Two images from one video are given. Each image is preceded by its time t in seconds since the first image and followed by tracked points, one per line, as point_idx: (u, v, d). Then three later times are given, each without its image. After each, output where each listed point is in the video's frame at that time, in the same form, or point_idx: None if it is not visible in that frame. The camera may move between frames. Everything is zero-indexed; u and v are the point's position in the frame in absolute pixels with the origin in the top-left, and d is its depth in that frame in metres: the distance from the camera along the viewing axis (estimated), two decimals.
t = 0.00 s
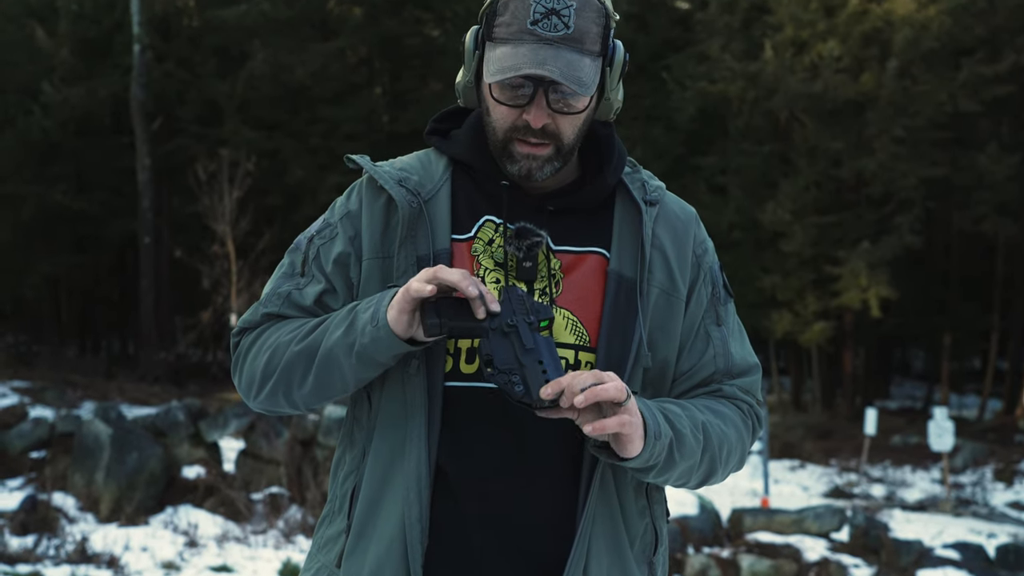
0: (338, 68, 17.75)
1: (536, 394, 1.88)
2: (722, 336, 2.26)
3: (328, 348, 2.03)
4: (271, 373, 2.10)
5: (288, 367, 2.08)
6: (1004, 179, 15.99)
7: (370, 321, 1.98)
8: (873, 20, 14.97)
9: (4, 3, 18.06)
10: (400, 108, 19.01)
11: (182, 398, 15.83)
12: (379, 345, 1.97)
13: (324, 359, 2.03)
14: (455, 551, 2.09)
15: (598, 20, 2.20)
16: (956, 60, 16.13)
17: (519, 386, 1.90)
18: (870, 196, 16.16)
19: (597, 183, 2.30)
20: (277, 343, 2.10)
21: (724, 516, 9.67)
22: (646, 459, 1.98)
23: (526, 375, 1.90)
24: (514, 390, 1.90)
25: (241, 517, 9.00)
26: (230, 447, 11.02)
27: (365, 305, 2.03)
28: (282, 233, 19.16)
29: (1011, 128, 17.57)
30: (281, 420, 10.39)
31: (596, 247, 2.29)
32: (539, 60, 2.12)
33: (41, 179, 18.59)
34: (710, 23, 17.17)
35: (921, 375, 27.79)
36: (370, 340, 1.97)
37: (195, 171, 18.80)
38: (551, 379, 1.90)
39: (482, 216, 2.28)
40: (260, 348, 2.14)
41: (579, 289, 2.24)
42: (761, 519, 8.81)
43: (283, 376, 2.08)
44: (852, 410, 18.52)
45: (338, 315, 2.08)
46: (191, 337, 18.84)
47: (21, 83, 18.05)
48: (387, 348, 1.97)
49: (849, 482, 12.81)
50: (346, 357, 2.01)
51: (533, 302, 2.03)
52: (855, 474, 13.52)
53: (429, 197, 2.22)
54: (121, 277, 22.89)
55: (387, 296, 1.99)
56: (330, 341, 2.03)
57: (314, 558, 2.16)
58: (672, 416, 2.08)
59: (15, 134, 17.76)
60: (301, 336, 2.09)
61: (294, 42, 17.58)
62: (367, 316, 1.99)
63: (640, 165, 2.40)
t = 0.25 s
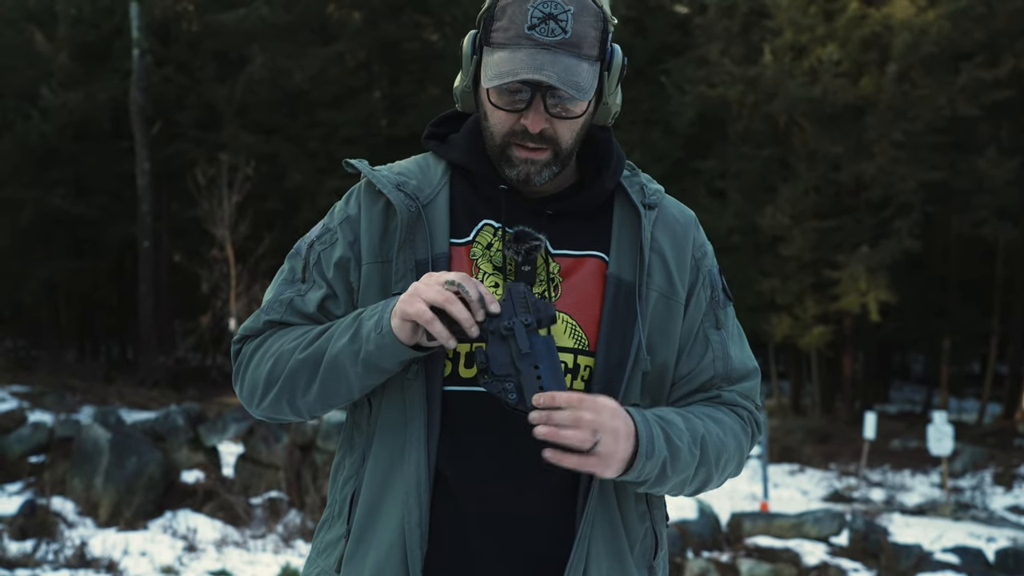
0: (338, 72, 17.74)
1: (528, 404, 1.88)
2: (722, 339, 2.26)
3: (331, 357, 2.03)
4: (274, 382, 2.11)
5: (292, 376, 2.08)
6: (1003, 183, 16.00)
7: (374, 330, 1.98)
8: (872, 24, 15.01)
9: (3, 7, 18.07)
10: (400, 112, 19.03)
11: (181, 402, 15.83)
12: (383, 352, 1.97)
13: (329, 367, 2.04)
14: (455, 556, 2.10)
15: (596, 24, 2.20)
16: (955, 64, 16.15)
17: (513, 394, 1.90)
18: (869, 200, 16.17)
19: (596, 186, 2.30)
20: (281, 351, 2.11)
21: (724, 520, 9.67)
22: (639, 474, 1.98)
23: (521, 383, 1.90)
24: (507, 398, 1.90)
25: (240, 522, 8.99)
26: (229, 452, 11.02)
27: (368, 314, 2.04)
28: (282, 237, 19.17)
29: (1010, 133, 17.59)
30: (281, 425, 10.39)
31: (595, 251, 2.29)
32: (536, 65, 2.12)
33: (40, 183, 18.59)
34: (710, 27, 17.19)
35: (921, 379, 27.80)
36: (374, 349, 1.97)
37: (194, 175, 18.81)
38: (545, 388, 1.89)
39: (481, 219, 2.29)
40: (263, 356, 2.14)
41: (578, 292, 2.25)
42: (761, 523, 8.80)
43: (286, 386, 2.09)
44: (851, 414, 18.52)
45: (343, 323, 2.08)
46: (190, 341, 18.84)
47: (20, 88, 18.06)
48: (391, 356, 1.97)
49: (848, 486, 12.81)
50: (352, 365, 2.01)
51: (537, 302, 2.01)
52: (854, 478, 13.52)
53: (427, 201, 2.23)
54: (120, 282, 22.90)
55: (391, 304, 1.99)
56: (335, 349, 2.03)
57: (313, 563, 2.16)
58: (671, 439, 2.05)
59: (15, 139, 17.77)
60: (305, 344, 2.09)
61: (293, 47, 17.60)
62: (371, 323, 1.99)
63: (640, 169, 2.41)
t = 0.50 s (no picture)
0: (336, 72, 17.74)
1: (506, 426, 1.87)
2: (716, 341, 2.25)
3: (332, 369, 2.03)
4: (275, 389, 2.11)
5: (291, 385, 2.08)
6: (1002, 182, 16.01)
7: (374, 344, 1.98)
8: (870, 24, 15.02)
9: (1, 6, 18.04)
10: (399, 112, 19.02)
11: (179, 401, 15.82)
12: (380, 366, 1.97)
13: (328, 379, 2.03)
14: (451, 557, 2.09)
15: (590, 18, 2.20)
16: (953, 64, 16.16)
17: (496, 417, 1.88)
18: (868, 199, 16.17)
19: (593, 184, 2.30)
20: (281, 360, 2.11)
21: (722, 520, 9.67)
22: (592, 490, 2.00)
23: (505, 407, 1.87)
24: (490, 421, 1.88)
25: (239, 521, 8.99)
26: (228, 452, 11.02)
27: (370, 326, 2.03)
28: (280, 237, 19.17)
29: (1009, 133, 17.60)
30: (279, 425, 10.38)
31: (593, 250, 2.29)
32: (532, 61, 2.11)
33: (38, 183, 18.57)
34: (708, 27, 17.20)
35: (919, 379, 27.82)
36: (373, 364, 1.97)
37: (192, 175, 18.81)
38: (528, 416, 1.84)
39: (478, 219, 2.29)
40: (264, 363, 2.14)
41: (575, 291, 2.25)
42: (759, 523, 8.79)
43: (287, 394, 2.09)
44: (850, 414, 18.52)
45: (343, 334, 2.07)
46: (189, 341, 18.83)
47: (18, 87, 18.04)
48: (389, 371, 1.97)
49: (847, 486, 12.81)
50: (350, 380, 2.01)
51: (536, 325, 1.94)
52: (853, 478, 13.52)
53: (424, 201, 2.22)
54: (119, 282, 22.88)
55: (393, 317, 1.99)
56: (333, 361, 2.02)
57: (310, 563, 2.16)
58: (635, 461, 2.02)
59: (13, 138, 17.74)
60: (306, 353, 2.08)
61: (292, 46, 17.61)
62: (370, 338, 1.99)
63: (638, 167, 2.40)
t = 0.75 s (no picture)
0: (337, 74, 17.75)
1: (509, 455, 1.84)
2: (715, 343, 2.25)
3: (346, 385, 2.04)
4: (288, 401, 2.11)
5: (304, 399, 2.08)
6: (1002, 184, 16.01)
7: (390, 365, 1.98)
8: (871, 26, 15.03)
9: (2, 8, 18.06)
10: (399, 114, 19.03)
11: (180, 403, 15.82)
12: (400, 387, 1.98)
13: (344, 395, 2.04)
14: (449, 560, 2.08)
15: (588, 22, 2.20)
16: (954, 65, 16.15)
17: (499, 446, 1.86)
18: (869, 201, 16.16)
19: (591, 186, 2.30)
20: (294, 372, 2.10)
21: (723, 522, 9.66)
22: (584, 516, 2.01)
23: (510, 437, 1.85)
24: (492, 449, 1.86)
25: (239, 523, 8.98)
26: (229, 454, 11.02)
27: (384, 344, 2.03)
28: (281, 239, 19.17)
29: (1010, 134, 17.59)
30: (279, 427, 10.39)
31: (591, 253, 2.29)
32: (530, 67, 2.11)
33: (39, 185, 18.59)
34: (709, 28, 17.21)
35: (921, 381, 27.81)
36: (389, 385, 1.98)
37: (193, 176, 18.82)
38: (531, 450, 1.83)
39: (476, 222, 2.29)
40: (275, 373, 2.14)
41: (573, 294, 2.24)
42: (760, 525, 8.78)
43: (299, 406, 2.09)
44: (851, 415, 18.51)
45: (356, 348, 2.08)
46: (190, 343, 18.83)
47: (20, 89, 18.06)
48: (405, 390, 1.98)
49: (848, 488, 12.80)
50: (366, 397, 2.02)
51: (554, 367, 1.94)
52: (854, 480, 13.51)
53: (422, 206, 2.23)
54: (120, 284, 22.89)
55: (407, 337, 2.00)
56: (350, 378, 2.03)
57: (308, 563, 2.16)
58: (626, 490, 2.02)
59: (14, 140, 17.76)
60: (319, 368, 2.08)
61: (293, 48, 17.62)
62: (387, 359, 1.99)
63: (637, 170, 2.40)
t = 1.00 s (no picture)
0: (338, 74, 17.75)
1: (512, 457, 1.84)
2: (716, 342, 2.24)
3: (349, 388, 2.04)
4: (290, 403, 2.10)
5: (306, 401, 2.08)
6: (1003, 184, 16.00)
7: (391, 368, 1.98)
8: (872, 26, 15.02)
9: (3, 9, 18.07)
10: (400, 114, 19.02)
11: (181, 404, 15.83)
12: (402, 392, 1.98)
13: (346, 398, 2.04)
14: (449, 561, 2.08)
15: (585, 23, 2.20)
16: (955, 65, 16.15)
17: (502, 448, 1.86)
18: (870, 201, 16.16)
19: (589, 186, 2.30)
20: (295, 375, 2.10)
21: (724, 522, 9.65)
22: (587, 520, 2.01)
23: (513, 439, 1.85)
24: (495, 452, 1.86)
25: (240, 524, 8.98)
26: (229, 454, 11.04)
27: (386, 346, 2.03)
28: (281, 239, 19.17)
29: (1011, 134, 17.58)
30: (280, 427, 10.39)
31: (590, 252, 2.29)
32: (528, 70, 2.11)
33: (40, 185, 18.59)
34: (709, 28, 17.20)
35: (922, 381, 27.79)
36: (391, 388, 1.98)
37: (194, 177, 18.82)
38: (534, 452, 1.83)
39: (475, 222, 2.28)
40: (277, 376, 2.13)
41: (572, 295, 2.24)
42: (761, 525, 8.77)
43: (302, 409, 2.08)
44: (852, 415, 18.50)
45: (358, 352, 2.07)
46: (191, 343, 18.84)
47: (21, 90, 18.06)
48: (408, 393, 1.98)
49: (849, 487, 12.80)
50: (369, 400, 2.02)
51: (555, 368, 1.94)
52: (855, 480, 13.50)
53: (421, 206, 2.23)
54: (121, 284, 22.89)
55: (409, 340, 2.00)
56: (352, 382, 2.03)
57: (308, 564, 2.16)
58: (629, 492, 2.02)
59: (15, 141, 17.76)
60: (321, 371, 2.08)
61: (294, 49, 17.62)
62: (389, 362, 1.99)
63: (635, 169, 2.40)
